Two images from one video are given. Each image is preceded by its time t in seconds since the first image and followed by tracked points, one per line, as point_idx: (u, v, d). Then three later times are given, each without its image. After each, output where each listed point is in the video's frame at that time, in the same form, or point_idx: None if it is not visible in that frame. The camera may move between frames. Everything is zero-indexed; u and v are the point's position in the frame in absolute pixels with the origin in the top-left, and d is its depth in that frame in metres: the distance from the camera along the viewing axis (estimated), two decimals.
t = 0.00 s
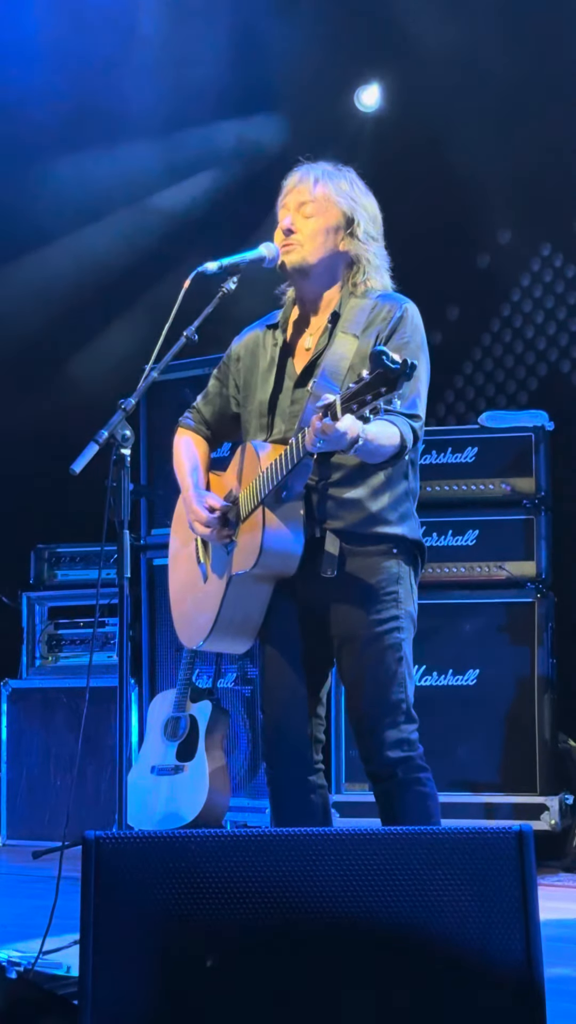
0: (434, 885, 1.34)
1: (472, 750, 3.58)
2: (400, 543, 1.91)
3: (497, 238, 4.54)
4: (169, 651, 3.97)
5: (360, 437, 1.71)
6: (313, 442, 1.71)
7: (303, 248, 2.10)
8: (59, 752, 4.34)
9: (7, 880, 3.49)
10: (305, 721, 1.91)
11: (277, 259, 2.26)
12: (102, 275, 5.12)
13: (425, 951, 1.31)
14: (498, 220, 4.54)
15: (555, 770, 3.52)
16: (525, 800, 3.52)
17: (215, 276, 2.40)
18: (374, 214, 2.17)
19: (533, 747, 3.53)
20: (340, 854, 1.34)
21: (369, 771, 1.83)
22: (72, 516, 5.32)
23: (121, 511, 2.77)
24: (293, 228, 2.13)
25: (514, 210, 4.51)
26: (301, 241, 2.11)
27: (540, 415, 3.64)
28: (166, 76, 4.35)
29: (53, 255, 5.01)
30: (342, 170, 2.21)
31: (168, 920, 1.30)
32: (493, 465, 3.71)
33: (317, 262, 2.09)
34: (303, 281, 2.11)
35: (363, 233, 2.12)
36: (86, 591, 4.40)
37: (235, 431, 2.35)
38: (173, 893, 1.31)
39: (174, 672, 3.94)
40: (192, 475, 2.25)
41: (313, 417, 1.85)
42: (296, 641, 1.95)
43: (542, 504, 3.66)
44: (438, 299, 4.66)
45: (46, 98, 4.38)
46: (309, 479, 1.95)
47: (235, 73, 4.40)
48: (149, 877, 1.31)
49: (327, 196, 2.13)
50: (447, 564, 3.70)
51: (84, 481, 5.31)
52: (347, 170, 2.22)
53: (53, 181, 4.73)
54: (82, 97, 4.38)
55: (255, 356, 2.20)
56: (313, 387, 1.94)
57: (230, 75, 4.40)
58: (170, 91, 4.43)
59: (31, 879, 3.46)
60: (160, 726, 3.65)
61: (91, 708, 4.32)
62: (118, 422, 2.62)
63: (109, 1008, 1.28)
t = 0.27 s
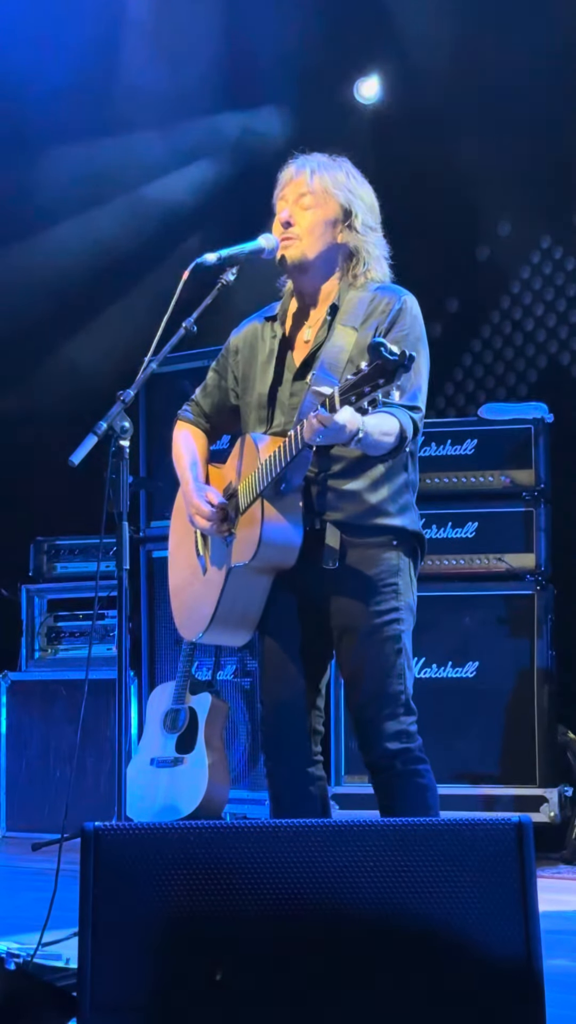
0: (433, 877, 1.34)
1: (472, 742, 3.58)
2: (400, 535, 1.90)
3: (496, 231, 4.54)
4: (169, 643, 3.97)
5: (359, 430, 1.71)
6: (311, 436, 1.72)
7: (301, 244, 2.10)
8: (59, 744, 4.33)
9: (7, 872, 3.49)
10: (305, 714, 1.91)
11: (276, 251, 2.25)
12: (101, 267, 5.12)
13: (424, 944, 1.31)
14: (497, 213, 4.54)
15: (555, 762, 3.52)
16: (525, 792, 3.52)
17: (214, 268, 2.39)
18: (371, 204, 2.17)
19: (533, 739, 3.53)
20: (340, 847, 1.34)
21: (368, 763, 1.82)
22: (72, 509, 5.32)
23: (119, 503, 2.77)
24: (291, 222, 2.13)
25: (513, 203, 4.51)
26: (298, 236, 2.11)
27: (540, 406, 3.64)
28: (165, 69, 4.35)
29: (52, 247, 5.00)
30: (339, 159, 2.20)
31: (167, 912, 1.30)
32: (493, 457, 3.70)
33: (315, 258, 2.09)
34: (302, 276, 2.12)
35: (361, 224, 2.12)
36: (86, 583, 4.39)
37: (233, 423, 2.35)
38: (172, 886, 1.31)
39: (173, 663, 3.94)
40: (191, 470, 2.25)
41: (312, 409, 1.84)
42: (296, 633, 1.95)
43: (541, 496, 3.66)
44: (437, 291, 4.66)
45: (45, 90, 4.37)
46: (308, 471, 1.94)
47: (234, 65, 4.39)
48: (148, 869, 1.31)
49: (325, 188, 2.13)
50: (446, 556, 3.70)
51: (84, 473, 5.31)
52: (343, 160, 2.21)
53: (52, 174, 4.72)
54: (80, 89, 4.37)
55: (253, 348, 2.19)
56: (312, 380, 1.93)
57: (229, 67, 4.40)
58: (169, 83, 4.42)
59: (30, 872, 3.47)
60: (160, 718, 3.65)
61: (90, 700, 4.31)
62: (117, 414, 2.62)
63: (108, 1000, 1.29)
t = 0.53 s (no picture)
0: (434, 868, 1.33)
1: (471, 734, 3.58)
2: (399, 525, 1.90)
3: (497, 224, 4.53)
4: (169, 635, 3.97)
5: (354, 421, 1.71)
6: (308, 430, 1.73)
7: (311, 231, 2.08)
8: (58, 737, 4.34)
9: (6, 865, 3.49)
10: (305, 705, 1.91)
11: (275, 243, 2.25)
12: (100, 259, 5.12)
13: (424, 934, 1.31)
14: (497, 206, 4.54)
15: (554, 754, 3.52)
16: (524, 784, 3.52)
17: (214, 259, 2.39)
18: (375, 201, 2.17)
19: (532, 731, 3.53)
20: (340, 837, 1.34)
21: (369, 754, 1.82)
22: (71, 501, 5.32)
23: (118, 495, 2.77)
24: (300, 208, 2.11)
25: (513, 195, 4.50)
26: (307, 223, 2.08)
27: (539, 399, 3.63)
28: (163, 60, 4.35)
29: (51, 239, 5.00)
30: (346, 154, 2.20)
31: (166, 903, 1.30)
32: (492, 449, 3.70)
33: (322, 248, 2.08)
34: (302, 270, 2.10)
35: (367, 224, 2.12)
36: (85, 576, 4.39)
37: (231, 416, 2.35)
38: (171, 875, 1.31)
39: (173, 655, 3.95)
40: (189, 466, 2.24)
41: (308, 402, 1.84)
42: (296, 625, 1.95)
43: (540, 488, 3.66)
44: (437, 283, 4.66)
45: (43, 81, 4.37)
46: (307, 464, 1.94)
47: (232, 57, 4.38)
48: (147, 860, 1.31)
49: (338, 182, 2.12)
50: (446, 548, 3.70)
51: (83, 466, 5.31)
52: (351, 155, 2.21)
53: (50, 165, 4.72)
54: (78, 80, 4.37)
55: (251, 340, 2.19)
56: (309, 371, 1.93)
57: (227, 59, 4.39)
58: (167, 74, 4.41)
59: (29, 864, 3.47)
60: (159, 710, 3.66)
61: (90, 692, 4.31)
62: (116, 406, 2.61)
63: (108, 990, 1.29)
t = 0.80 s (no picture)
0: (434, 861, 1.33)
1: (471, 727, 3.58)
2: (398, 519, 1.90)
3: (497, 215, 4.56)
4: (169, 627, 3.97)
5: (350, 412, 1.70)
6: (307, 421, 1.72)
7: (314, 221, 2.06)
8: (58, 729, 4.34)
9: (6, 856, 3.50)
10: (304, 698, 1.90)
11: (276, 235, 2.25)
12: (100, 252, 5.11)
13: (424, 927, 1.31)
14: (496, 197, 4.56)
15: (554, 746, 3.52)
16: (524, 777, 3.52)
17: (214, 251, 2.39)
18: (378, 196, 2.17)
19: (532, 724, 3.53)
20: (340, 831, 1.34)
21: (368, 746, 1.82)
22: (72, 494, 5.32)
23: (118, 488, 2.76)
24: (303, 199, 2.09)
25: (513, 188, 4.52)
26: (311, 213, 2.07)
27: (540, 391, 3.63)
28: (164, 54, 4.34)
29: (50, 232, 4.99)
30: (352, 148, 2.19)
31: (166, 896, 1.30)
32: (492, 442, 3.70)
33: (324, 240, 2.06)
34: (304, 256, 2.08)
35: (369, 220, 2.12)
36: (85, 568, 4.39)
37: (231, 408, 2.35)
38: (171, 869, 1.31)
39: (174, 647, 3.95)
40: (189, 459, 2.24)
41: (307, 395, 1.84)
42: (295, 618, 1.94)
43: (541, 481, 3.66)
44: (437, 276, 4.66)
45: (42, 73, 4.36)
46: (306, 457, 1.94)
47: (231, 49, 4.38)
48: (148, 854, 1.32)
49: (343, 177, 2.11)
50: (446, 541, 3.70)
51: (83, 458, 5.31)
52: (356, 149, 2.20)
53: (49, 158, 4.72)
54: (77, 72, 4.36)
55: (252, 332, 2.19)
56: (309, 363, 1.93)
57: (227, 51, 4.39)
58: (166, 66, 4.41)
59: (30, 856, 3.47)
60: (160, 702, 3.66)
61: (90, 684, 4.31)
62: (115, 399, 2.61)
63: (108, 984, 1.28)
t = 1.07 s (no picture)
0: (433, 855, 1.33)
1: (471, 721, 3.58)
2: (397, 514, 1.90)
3: (496, 209, 4.54)
4: (168, 622, 3.97)
5: (347, 407, 1.70)
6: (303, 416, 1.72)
7: (313, 216, 2.06)
8: (59, 724, 4.34)
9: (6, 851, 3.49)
10: (304, 693, 1.90)
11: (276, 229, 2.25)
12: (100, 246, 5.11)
13: (424, 923, 1.31)
14: (497, 192, 4.55)
15: (554, 741, 3.52)
16: (524, 771, 3.52)
17: (213, 245, 2.38)
18: (382, 191, 2.16)
19: (532, 718, 3.53)
20: (339, 824, 1.34)
21: (369, 741, 1.82)
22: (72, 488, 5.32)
23: (117, 482, 2.76)
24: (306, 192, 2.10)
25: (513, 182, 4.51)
26: (311, 207, 2.07)
27: (541, 385, 3.63)
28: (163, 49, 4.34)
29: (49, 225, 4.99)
30: (360, 142, 2.18)
31: (166, 891, 1.30)
32: (492, 436, 3.70)
33: (323, 234, 2.06)
34: (305, 250, 2.08)
35: (372, 214, 2.11)
36: (85, 562, 4.39)
37: (231, 402, 2.35)
38: (170, 864, 1.31)
39: (173, 641, 3.95)
40: (189, 453, 2.23)
41: (305, 390, 1.84)
42: (295, 612, 1.94)
43: (541, 475, 3.66)
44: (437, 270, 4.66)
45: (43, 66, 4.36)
46: (304, 451, 1.93)
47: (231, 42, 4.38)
48: (148, 848, 1.31)
49: (346, 170, 2.11)
50: (446, 536, 3.70)
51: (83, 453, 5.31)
52: (364, 143, 2.19)
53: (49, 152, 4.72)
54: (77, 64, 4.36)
55: (252, 326, 2.19)
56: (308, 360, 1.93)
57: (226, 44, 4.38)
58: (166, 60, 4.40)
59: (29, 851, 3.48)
60: (159, 697, 3.66)
61: (90, 679, 4.31)
62: (115, 393, 2.61)
63: (108, 977, 1.28)
